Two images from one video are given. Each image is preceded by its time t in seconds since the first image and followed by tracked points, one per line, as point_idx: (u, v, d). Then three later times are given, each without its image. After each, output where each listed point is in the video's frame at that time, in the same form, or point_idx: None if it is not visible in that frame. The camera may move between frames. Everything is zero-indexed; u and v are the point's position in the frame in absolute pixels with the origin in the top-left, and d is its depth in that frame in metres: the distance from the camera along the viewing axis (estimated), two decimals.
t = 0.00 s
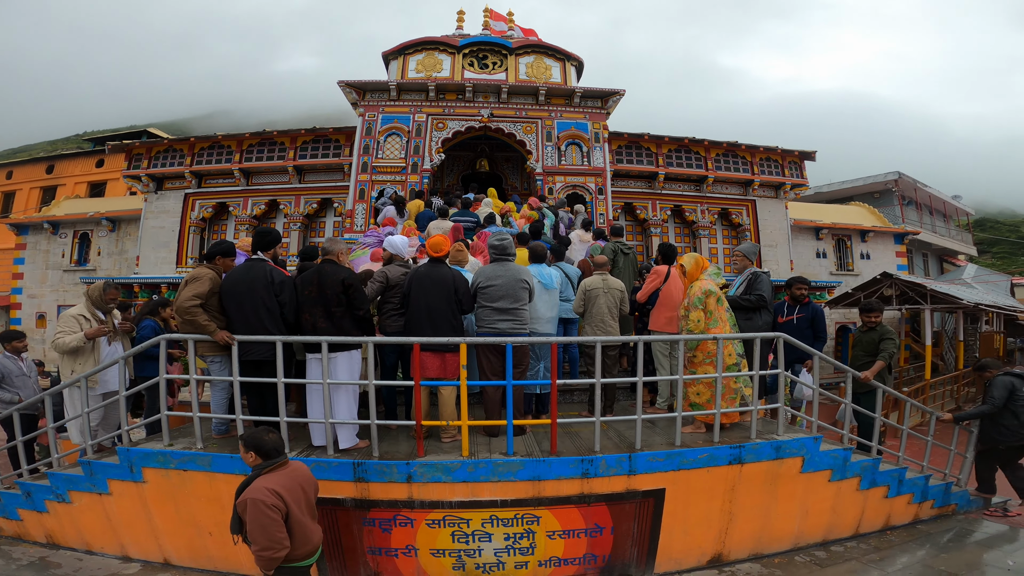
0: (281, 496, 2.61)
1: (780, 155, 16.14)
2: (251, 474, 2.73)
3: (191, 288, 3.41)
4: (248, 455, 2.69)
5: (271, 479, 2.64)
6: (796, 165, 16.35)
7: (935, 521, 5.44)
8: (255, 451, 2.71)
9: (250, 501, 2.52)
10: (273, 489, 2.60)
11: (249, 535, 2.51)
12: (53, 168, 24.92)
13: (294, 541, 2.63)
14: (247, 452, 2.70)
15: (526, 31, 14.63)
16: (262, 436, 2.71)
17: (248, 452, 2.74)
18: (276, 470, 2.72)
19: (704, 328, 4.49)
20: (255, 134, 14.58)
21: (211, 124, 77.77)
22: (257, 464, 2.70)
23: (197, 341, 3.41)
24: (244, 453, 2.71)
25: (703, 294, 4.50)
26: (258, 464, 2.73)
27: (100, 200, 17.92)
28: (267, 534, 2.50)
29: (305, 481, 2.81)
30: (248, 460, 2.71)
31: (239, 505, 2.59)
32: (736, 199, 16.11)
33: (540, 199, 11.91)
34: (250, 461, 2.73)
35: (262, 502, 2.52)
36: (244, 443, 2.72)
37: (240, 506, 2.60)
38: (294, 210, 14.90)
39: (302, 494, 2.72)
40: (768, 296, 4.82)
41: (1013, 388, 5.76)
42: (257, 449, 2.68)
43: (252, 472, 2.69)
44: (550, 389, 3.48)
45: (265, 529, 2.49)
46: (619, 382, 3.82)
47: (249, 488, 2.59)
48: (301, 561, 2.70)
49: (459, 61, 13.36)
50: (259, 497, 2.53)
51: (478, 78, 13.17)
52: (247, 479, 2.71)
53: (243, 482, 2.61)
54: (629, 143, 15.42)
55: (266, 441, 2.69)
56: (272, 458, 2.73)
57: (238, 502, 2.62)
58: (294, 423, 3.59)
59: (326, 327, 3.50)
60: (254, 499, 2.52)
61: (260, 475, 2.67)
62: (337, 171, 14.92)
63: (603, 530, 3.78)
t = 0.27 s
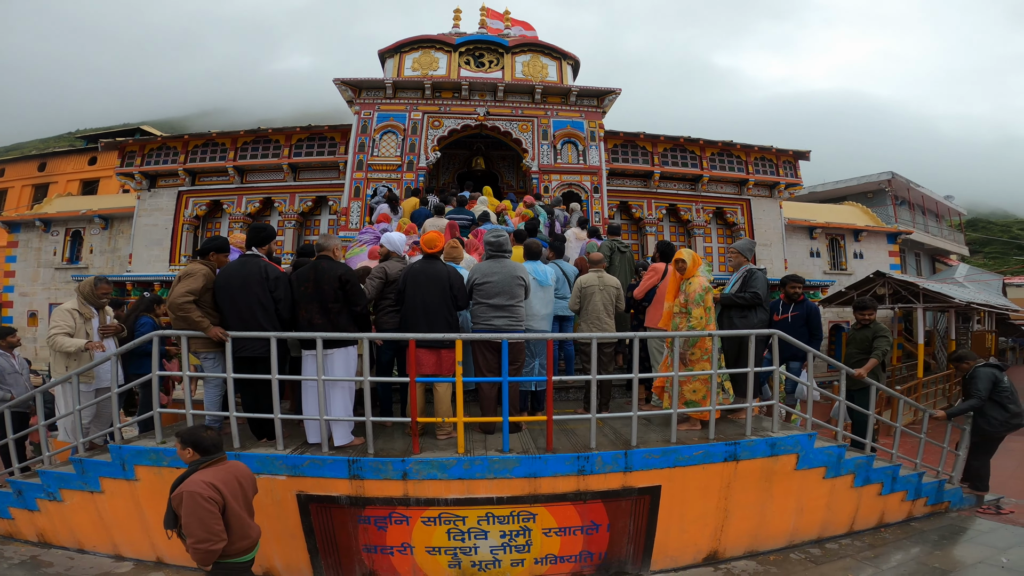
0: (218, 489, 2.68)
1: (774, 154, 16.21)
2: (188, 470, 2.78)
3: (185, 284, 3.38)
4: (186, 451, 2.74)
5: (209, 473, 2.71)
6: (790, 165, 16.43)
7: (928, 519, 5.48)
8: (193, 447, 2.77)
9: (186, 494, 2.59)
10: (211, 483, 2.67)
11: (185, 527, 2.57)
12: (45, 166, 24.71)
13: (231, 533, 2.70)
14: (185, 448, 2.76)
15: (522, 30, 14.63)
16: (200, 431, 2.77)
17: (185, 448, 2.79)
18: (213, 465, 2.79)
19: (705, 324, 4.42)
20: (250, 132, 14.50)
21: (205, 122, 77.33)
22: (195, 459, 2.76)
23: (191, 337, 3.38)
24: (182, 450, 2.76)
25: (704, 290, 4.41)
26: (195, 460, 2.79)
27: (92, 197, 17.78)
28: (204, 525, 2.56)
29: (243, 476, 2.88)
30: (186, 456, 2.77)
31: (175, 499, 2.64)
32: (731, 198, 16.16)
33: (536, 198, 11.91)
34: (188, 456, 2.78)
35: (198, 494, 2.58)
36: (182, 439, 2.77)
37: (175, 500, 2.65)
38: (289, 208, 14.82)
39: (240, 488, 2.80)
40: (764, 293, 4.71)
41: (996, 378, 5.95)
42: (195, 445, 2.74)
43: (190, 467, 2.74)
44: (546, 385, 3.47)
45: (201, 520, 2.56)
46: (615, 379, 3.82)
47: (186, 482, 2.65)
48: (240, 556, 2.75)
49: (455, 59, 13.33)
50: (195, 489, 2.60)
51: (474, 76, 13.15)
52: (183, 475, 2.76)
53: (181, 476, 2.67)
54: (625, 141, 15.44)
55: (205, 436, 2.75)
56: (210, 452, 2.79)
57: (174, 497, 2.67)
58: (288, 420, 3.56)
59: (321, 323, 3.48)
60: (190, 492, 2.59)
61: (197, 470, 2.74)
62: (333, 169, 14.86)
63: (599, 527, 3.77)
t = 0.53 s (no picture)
0: (155, 469, 2.68)
1: (771, 154, 16.25)
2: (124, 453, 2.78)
3: (180, 276, 3.35)
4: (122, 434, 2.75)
5: (147, 454, 2.71)
6: (787, 164, 16.48)
7: (921, 517, 5.51)
8: (129, 429, 2.77)
9: (122, 475, 2.58)
10: (147, 463, 2.67)
11: (119, 508, 2.56)
12: (41, 160, 24.54)
13: (169, 515, 2.71)
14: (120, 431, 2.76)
15: (521, 27, 14.60)
16: (135, 416, 2.78)
17: (122, 432, 2.79)
18: (151, 448, 2.79)
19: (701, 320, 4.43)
20: (247, 127, 14.44)
21: (202, 118, 76.95)
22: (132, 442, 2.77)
23: (186, 330, 3.36)
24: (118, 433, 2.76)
25: (699, 287, 4.41)
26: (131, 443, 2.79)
27: (88, 191, 17.67)
28: (139, 505, 2.56)
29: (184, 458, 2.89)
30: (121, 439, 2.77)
31: (110, 481, 2.63)
32: (728, 197, 16.19)
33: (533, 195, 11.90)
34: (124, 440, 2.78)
35: (134, 474, 2.58)
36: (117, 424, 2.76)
37: (111, 483, 2.63)
38: (285, 203, 14.76)
39: (179, 472, 2.78)
40: (759, 291, 4.73)
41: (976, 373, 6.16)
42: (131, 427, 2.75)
43: (126, 450, 2.74)
44: (542, 380, 3.47)
45: (137, 500, 2.56)
46: (610, 374, 3.82)
47: (121, 464, 2.65)
48: (176, 538, 2.76)
49: (455, 56, 13.29)
50: (132, 469, 2.60)
51: (473, 73, 13.12)
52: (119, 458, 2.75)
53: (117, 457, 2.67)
54: (623, 140, 15.44)
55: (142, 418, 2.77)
56: (146, 436, 2.80)
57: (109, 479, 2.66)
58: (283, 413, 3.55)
59: (318, 316, 3.47)
60: (126, 472, 2.59)
61: (133, 452, 2.73)
62: (330, 165, 14.81)
63: (594, 522, 3.78)
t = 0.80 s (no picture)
0: (82, 467, 2.66)
1: (770, 152, 16.30)
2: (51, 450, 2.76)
3: (179, 268, 3.34)
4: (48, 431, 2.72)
5: (75, 452, 2.69)
6: (785, 163, 16.54)
7: (915, 514, 5.55)
8: (55, 427, 2.75)
9: (47, 473, 2.56)
10: (73, 461, 2.65)
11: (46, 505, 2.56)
12: (38, 154, 24.43)
13: (102, 510, 2.72)
14: (46, 429, 2.73)
15: (522, 24, 14.58)
16: (62, 412, 2.75)
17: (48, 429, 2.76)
18: (79, 445, 2.78)
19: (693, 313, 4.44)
20: (246, 122, 14.41)
21: (200, 113, 76.66)
22: (59, 438, 2.75)
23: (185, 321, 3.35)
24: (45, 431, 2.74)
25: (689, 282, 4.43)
26: (58, 440, 2.77)
27: (85, 185, 17.59)
28: (67, 503, 2.55)
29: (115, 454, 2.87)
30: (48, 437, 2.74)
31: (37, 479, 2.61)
32: (726, 195, 16.23)
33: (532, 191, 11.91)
34: (51, 438, 2.76)
35: (59, 472, 2.56)
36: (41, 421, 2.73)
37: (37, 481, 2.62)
38: (284, 198, 14.71)
39: (109, 467, 2.77)
40: (754, 287, 4.76)
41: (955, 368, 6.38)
42: (57, 424, 2.71)
43: (53, 447, 2.73)
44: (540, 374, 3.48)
45: (64, 498, 2.55)
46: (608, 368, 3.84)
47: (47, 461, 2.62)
48: (112, 532, 2.77)
49: (455, 52, 13.27)
50: (57, 468, 2.57)
51: (473, 69, 13.10)
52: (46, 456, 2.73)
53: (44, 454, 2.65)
54: (622, 137, 15.46)
55: (69, 414, 2.74)
56: (74, 432, 2.78)
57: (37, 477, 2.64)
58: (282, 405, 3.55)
59: (318, 308, 3.48)
60: (50, 471, 2.56)
61: (59, 450, 2.71)
62: (329, 160, 14.77)
63: (591, 517, 3.80)
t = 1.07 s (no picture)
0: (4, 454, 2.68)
1: (769, 150, 16.30)
2: None
3: (179, 260, 3.34)
4: None
5: None
6: (785, 161, 16.55)
7: (912, 510, 5.57)
8: None
9: None
10: None
11: None
12: (36, 149, 24.33)
13: (32, 494, 2.79)
14: None
15: (522, 20, 14.54)
16: None
17: None
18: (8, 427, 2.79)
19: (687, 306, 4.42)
20: (246, 117, 14.36)
21: (198, 109, 76.36)
22: None
23: (185, 313, 3.34)
24: None
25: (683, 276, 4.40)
26: None
27: (83, 180, 17.54)
28: None
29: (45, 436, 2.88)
30: None
31: None
32: (725, 192, 16.24)
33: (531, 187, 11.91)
34: None
35: None
36: None
37: None
38: (282, 193, 14.68)
39: (38, 452, 2.80)
40: (748, 281, 4.76)
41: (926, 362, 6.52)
42: None
43: None
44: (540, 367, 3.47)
45: None
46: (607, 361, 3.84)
47: None
48: (46, 515, 2.86)
49: (455, 48, 13.23)
50: None
51: (473, 65, 13.07)
52: None
53: None
54: (621, 134, 15.44)
55: None
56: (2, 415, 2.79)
57: None
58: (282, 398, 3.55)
59: (318, 300, 3.48)
60: None
61: None
62: (328, 156, 14.73)
63: (590, 510, 3.81)
